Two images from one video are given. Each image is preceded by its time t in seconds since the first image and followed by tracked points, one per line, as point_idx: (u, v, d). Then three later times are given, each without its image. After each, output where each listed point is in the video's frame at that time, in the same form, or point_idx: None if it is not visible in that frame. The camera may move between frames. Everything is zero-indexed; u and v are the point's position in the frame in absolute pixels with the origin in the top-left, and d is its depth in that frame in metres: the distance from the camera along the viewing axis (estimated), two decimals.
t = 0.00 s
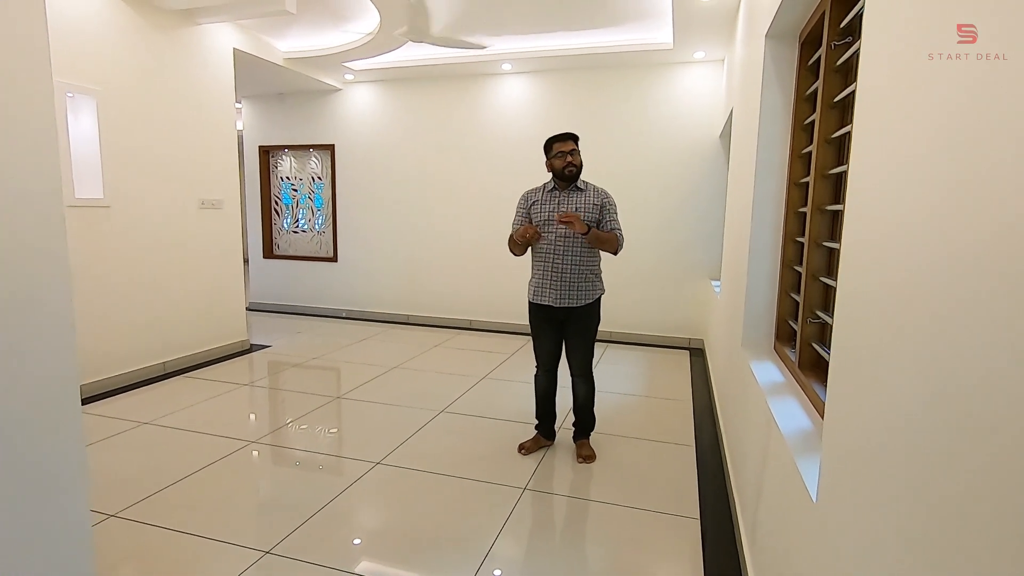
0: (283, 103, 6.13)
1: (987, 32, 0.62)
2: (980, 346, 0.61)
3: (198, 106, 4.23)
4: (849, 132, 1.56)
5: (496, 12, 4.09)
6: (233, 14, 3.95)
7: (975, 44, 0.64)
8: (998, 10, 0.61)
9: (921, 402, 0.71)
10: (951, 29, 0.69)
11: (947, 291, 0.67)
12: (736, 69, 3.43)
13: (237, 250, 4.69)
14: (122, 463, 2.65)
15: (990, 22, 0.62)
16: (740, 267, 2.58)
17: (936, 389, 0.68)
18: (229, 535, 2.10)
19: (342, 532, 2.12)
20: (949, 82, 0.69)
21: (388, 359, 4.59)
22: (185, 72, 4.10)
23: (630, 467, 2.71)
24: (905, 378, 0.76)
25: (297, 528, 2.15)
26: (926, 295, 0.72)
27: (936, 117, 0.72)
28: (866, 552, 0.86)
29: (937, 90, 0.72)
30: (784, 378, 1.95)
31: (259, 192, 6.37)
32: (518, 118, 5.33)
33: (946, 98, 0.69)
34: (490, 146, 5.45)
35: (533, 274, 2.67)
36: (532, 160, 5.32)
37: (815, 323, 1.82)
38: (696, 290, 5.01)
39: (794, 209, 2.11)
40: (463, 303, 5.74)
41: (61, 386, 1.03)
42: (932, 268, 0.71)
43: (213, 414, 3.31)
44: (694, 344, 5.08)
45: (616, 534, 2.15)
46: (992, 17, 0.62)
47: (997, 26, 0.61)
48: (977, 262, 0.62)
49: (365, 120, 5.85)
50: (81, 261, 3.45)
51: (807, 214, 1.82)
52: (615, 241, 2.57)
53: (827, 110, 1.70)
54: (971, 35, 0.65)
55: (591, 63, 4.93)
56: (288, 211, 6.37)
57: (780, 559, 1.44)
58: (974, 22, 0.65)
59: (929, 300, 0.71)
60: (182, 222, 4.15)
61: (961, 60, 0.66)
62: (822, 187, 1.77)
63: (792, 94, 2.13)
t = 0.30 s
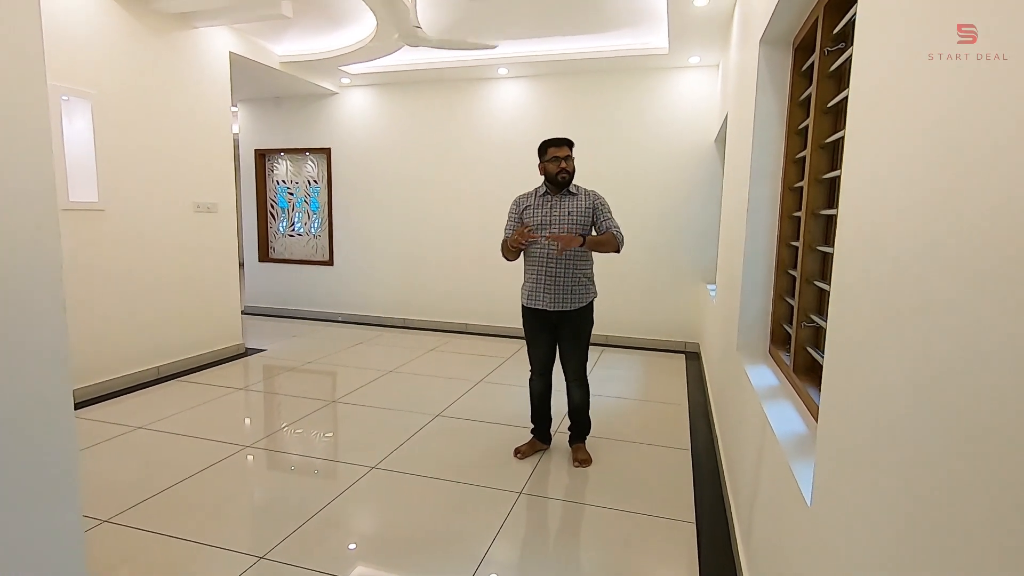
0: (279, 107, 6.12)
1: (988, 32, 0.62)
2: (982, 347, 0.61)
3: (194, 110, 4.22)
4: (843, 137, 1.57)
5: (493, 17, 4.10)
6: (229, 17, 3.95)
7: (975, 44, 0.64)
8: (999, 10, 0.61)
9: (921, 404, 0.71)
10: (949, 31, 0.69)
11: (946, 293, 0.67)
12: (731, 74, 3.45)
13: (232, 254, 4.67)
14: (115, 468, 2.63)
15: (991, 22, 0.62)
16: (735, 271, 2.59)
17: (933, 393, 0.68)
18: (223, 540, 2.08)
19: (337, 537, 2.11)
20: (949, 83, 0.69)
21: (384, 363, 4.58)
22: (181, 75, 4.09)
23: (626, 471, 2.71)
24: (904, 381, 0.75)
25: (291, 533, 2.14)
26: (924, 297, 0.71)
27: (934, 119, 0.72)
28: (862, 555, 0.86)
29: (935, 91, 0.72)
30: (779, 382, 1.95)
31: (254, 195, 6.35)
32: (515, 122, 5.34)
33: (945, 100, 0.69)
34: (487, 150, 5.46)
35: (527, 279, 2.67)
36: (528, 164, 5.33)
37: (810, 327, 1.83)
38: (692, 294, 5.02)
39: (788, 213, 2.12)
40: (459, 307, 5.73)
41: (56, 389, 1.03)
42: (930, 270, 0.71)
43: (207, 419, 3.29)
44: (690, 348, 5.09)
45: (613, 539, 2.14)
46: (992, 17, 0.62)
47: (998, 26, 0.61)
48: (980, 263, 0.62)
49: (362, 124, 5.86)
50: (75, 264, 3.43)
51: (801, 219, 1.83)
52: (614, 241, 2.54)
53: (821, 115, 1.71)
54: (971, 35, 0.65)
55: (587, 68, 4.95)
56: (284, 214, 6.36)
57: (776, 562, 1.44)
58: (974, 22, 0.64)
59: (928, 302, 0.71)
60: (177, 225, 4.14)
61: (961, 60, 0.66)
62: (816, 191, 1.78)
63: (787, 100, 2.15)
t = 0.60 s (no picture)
0: (276, 110, 6.13)
1: (988, 33, 0.63)
2: (982, 348, 0.61)
3: (192, 113, 4.22)
4: (839, 140, 1.57)
5: (492, 21, 4.11)
6: (228, 20, 3.96)
7: (975, 44, 0.64)
8: (998, 11, 0.61)
9: (921, 404, 0.71)
10: (948, 32, 0.70)
11: (946, 293, 0.67)
12: (729, 78, 3.47)
13: (230, 257, 4.66)
14: (110, 471, 2.62)
15: (991, 22, 0.62)
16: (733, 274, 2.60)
17: (933, 394, 0.69)
18: (220, 543, 2.07)
19: (335, 540, 2.11)
20: (948, 83, 0.69)
21: (381, 366, 4.57)
22: (179, 78, 4.09)
23: (624, 475, 2.71)
24: (902, 382, 0.76)
25: (288, 536, 2.13)
26: (924, 297, 0.72)
27: (932, 121, 0.72)
28: (859, 558, 0.86)
29: (934, 93, 0.72)
30: (776, 385, 1.96)
31: (252, 198, 6.35)
32: (513, 126, 5.36)
33: (944, 100, 0.70)
34: (485, 154, 5.47)
35: (522, 282, 2.67)
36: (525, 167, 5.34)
37: (806, 330, 1.84)
38: (689, 297, 5.03)
39: (786, 216, 2.13)
40: (457, 310, 5.73)
41: (51, 392, 1.02)
42: (929, 271, 0.71)
43: (204, 422, 3.28)
44: (687, 351, 5.09)
45: (610, 542, 2.14)
46: (992, 18, 0.62)
47: (998, 26, 0.61)
48: (979, 262, 0.62)
49: (360, 127, 5.86)
50: (72, 266, 3.42)
51: (798, 222, 1.84)
52: (603, 249, 2.60)
53: (818, 119, 1.72)
54: (971, 35, 0.65)
55: (584, 72, 4.97)
56: (281, 217, 6.36)
57: (773, 565, 1.44)
58: (974, 22, 0.65)
59: (927, 302, 0.71)
60: (174, 227, 4.14)
61: (960, 60, 0.67)
62: (813, 195, 1.79)
63: (784, 104, 2.16)
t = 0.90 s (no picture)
0: (276, 111, 6.13)
1: (987, 33, 0.63)
2: (982, 348, 0.61)
3: (191, 114, 4.22)
4: (838, 142, 1.58)
5: (491, 23, 4.12)
6: (228, 21, 3.97)
7: (975, 44, 0.64)
8: (997, 11, 0.62)
9: (921, 403, 0.71)
10: (948, 32, 0.70)
11: (946, 292, 0.67)
12: (728, 80, 3.48)
13: (228, 258, 4.66)
14: (109, 472, 2.61)
15: (991, 22, 0.62)
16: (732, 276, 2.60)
17: (933, 395, 0.68)
18: (218, 545, 2.07)
19: (333, 542, 2.10)
20: (948, 83, 0.69)
21: (380, 368, 4.57)
22: (178, 80, 4.10)
23: (623, 476, 2.71)
24: (902, 383, 0.76)
25: (287, 538, 2.12)
26: (924, 297, 0.72)
27: (932, 122, 0.72)
28: (859, 560, 0.86)
29: (933, 95, 0.72)
30: (776, 387, 1.96)
31: (251, 199, 6.35)
32: (512, 128, 5.36)
33: (945, 100, 0.70)
34: (484, 155, 5.47)
35: (518, 284, 2.66)
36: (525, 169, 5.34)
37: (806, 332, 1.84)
38: (688, 299, 5.03)
39: (785, 218, 2.14)
40: (456, 312, 5.73)
41: (51, 392, 1.03)
42: (930, 270, 0.71)
43: (203, 423, 3.27)
44: (686, 353, 5.09)
45: (609, 544, 2.14)
46: (992, 18, 0.62)
47: (998, 26, 0.61)
48: (980, 261, 0.62)
49: (359, 128, 5.86)
50: (71, 267, 3.42)
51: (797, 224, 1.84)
52: (599, 252, 2.60)
53: (817, 121, 1.73)
54: (971, 35, 0.65)
55: (584, 74, 4.98)
56: (281, 219, 6.36)
57: (773, 566, 1.44)
58: (974, 23, 0.65)
59: (927, 302, 0.71)
60: (173, 228, 4.13)
61: (960, 60, 0.67)
62: (812, 197, 1.79)
63: (783, 106, 2.16)
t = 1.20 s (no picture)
0: (277, 112, 6.13)
1: (987, 34, 0.63)
2: (982, 349, 0.61)
3: (192, 114, 4.22)
4: (839, 143, 1.58)
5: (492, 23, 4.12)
6: (229, 22, 3.97)
7: (975, 44, 0.64)
8: (997, 11, 0.62)
9: (921, 404, 0.71)
10: (948, 33, 0.70)
11: (946, 293, 0.67)
12: (729, 81, 3.47)
13: (229, 258, 4.66)
14: (109, 472, 2.61)
15: (991, 22, 0.62)
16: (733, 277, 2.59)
17: (933, 395, 0.68)
18: (218, 545, 2.07)
19: (333, 542, 2.10)
20: (948, 83, 0.69)
21: (381, 368, 4.56)
22: (179, 80, 4.10)
23: (623, 477, 2.70)
24: (902, 384, 0.76)
25: (287, 538, 2.12)
26: (924, 298, 0.72)
27: (932, 122, 0.72)
28: (859, 560, 0.86)
29: (933, 96, 0.72)
30: (776, 388, 1.95)
31: (252, 200, 6.35)
32: (513, 129, 5.36)
33: (945, 101, 0.70)
34: (485, 156, 5.47)
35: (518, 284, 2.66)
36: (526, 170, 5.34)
37: (806, 334, 1.84)
38: (689, 300, 5.03)
39: (785, 220, 2.14)
40: (456, 312, 5.73)
41: (51, 392, 1.02)
42: (930, 271, 0.71)
43: (203, 423, 3.27)
44: (686, 354, 5.09)
45: (609, 545, 2.13)
46: (993, 19, 0.62)
47: (998, 27, 0.61)
48: (980, 261, 0.62)
49: (360, 129, 5.86)
50: (71, 267, 3.42)
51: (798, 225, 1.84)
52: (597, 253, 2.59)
53: (818, 123, 1.73)
54: (971, 35, 0.65)
55: (584, 75, 4.98)
56: (281, 219, 6.36)
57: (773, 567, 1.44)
58: (974, 23, 0.65)
59: (928, 303, 0.71)
60: (174, 228, 4.14)
61: (960, 60, 0.67)
62: (813, 199, 1.79)
63: (783, 107, 2.16)
